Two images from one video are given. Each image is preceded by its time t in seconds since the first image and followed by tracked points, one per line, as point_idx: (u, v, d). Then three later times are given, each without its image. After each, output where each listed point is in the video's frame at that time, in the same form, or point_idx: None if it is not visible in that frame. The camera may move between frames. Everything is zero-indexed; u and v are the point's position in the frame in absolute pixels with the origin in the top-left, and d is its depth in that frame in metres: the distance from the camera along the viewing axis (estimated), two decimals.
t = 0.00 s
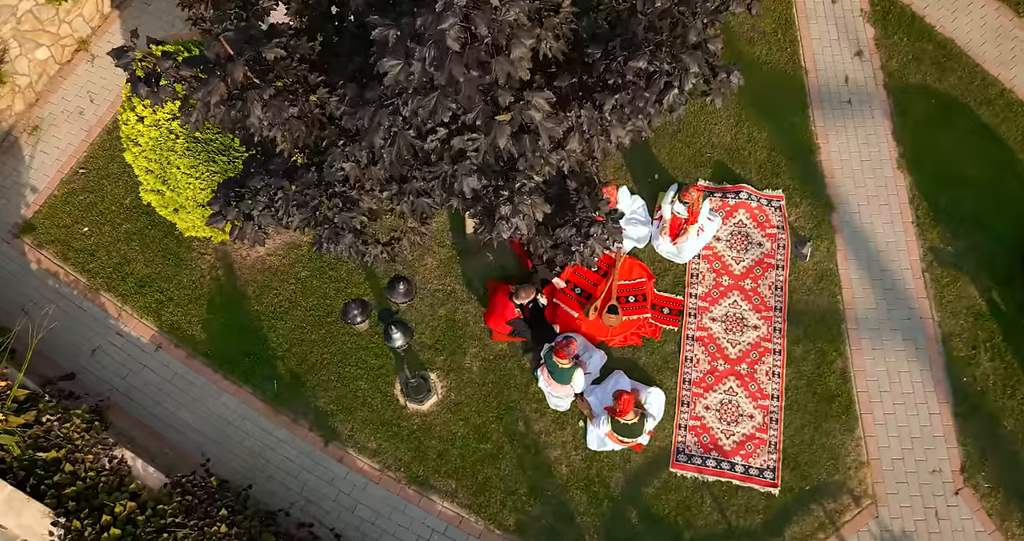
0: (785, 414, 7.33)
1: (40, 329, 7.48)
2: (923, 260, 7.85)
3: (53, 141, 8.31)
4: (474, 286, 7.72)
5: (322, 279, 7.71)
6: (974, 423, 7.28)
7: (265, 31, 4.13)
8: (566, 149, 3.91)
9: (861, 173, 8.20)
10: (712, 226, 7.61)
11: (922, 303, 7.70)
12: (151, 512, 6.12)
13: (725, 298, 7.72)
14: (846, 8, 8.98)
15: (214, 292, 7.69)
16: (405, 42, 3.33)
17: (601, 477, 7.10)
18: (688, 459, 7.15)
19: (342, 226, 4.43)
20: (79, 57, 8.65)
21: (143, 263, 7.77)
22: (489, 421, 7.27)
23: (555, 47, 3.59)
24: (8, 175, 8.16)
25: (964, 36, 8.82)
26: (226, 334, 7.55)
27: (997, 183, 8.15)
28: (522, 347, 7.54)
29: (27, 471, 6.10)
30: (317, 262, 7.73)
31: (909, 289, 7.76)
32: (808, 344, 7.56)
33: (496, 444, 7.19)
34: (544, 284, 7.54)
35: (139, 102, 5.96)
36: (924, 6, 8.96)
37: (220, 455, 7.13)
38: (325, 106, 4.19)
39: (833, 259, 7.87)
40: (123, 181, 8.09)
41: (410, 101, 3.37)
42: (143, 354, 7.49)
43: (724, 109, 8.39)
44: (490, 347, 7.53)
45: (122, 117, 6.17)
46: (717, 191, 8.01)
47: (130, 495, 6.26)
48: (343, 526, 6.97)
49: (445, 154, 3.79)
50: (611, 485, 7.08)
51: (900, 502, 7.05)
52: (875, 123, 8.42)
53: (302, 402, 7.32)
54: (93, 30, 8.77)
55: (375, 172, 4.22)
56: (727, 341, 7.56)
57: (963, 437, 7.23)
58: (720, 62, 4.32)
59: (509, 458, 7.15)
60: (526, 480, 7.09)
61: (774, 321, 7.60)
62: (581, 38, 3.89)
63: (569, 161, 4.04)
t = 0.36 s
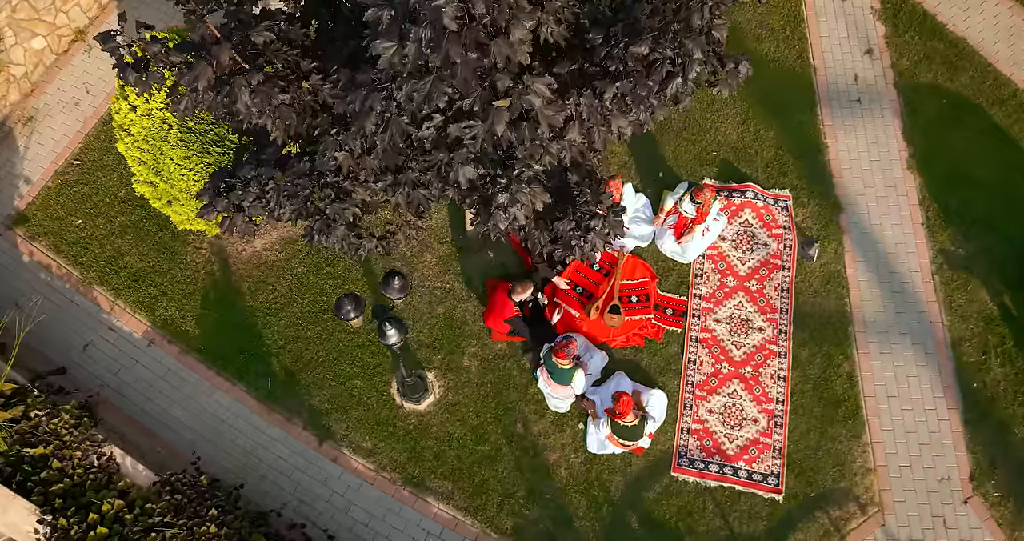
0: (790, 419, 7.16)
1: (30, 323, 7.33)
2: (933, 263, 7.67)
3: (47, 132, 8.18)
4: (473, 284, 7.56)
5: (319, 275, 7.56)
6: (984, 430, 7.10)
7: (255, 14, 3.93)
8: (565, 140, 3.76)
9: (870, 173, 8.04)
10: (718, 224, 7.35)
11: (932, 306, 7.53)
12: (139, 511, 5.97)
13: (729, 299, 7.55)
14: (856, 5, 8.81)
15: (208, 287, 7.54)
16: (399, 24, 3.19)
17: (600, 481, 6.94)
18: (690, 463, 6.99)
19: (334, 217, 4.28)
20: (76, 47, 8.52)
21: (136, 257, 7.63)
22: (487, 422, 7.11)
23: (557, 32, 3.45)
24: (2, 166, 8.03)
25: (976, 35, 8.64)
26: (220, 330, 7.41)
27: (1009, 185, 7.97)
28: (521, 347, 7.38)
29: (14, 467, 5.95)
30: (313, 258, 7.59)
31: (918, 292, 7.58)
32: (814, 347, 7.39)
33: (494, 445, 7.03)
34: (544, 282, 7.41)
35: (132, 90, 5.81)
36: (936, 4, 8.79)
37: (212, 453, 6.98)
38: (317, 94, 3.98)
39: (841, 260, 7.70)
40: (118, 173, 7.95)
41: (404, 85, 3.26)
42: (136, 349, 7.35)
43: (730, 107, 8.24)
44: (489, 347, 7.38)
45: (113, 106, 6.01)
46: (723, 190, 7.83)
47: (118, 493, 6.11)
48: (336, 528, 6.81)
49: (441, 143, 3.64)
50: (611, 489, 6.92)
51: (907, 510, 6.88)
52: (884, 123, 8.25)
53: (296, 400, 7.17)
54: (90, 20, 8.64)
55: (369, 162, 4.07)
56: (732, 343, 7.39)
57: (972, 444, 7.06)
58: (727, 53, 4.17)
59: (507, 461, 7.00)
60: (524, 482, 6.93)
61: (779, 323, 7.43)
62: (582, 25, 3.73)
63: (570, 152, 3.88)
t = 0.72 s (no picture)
0: (795, 427, 6.98)
1: (19, 320, 7.20)
2: (942, 269, 7.51)
3: (42, 127, 8.06)
4: (472, 286, 7.41)
5: (315, 275, 7.42)
6: (994, 441, 6.92)
7: None
8: (565, 130, 3.64)
9: (878, 177, 7.88)
10: (724, 228, 7.19)
11: (941, 314, 7.36)
12: (125, 513, 5.81)
13: (734, 304, 7.39)
14: (865, 7, 8.67)
15: (202, 286, 7.40)
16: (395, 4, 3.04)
17: (600, 489, 6.77)
18: (692, 472, 6.81)
19: (325, 211, 4.14)
20: (73, 41, 8.40)
21: (130, 253, 7.50)
22: (484, 427, 6.95)
23: (558, 19, 3.32)
24: None
25: (988, 38, 8.48)
26: (213, 329, 7.26)
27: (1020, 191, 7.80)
28: (520, 350, 7.22)
29: None
30: (309, 257, 7.44)
31: (928, 300, 7.41)
32: (820, 354, 7.22)
33: (491, 451, 6.87)
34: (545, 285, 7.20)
35: (125, 81, 5.69)
36: (947, 7, 8.63)
37: (202, 455, 6.83)
38: (309, 84, 3.88)
39: (848, 266, 7.53)
40: (114, 169, 7.82)
41: (399, 69, 3.13)
42: (127, 348, 7.20)
43: (737, 108, 8.09)
44: (487, 350, 7.22)
45: (106, 99, 5.89)
46: (728, 193, 7.69)
47: (104, 494, 5.94)
48: (328, 533, 6.65)
49: (435, 132, 3.49)
50: (610, 497, 6.75)
51: (915, 522, 6.70)
52: (894, 126, 8.10)
53: (290, 401, 7.02)
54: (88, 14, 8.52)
55: (361, 153, 3.92)
56: (735, 349, 7.23)
57: (982, 456, 6.87)
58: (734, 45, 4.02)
59: (504, 466, 6.83)
60: (522, 489, 6.76)
61: (785, 329, 7.27)
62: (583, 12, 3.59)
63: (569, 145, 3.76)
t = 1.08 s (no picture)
0: (800, 439, 6.80)
1: (7, 319, 7.06)
2: (952, 279, 7.34)
3: (37, 124, 7.94)
4: (471, 290, 7.26)
5: (310, 277, 7.28)
6: (1004, 455, 6.73)
7: None
8: (563, 125, 3.53)
9: (886, 184, 7.72)
10: (727, 235, 7.04)
11: (950, 324, 7.18)
12: (109, 518, 5.63)
13: (737, 311, 7.22)
14: (874, 12, 8.53)
15: (195, 287, 7.26)
16: None
17: (598, 499, 6.59)
18: (693, 484, 6.64)
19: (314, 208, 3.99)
20: (70, 38, 8.30)
21: (122, 253, 7.36)
22: (480, 434, 6.78)
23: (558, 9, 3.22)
24: None
25: (999, 45, 8.34)
26: (206, 331, 7.11)
27: None
28: (519, 357, 7.07)
29: None
30: (305, 258, 7.30)
31: (936, 310, 7.24)
32: (826, 364, 7.04)
33: (487, 459, 6.70)
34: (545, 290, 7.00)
35: (116, 75, 5.54)
36: (957, 13, 8.50)
37: (191, 460, 6.67)
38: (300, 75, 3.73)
39: (855, 274, 7.36)
40: (108, 167, 7.70)
41: (386, 56, 3.04)
42: (117, 349, 7.05)
43: (742, 113, 7.95)
44: (484, 356, 7.06)
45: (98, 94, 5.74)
46: (733, 198, 7.52)
47: (88, 499, 5.76)
48: None
49: (426, 124, 3.38)
50: (609, 508, 6.57)
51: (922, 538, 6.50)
52: (902, 132, 7.94)
53: (282, 406, 6.86)
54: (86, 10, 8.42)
55: (352, 148, 3.79)
56: (739, 358, 7.06)
57: (992, 471, 6.68)
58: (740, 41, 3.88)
59: (500, 476, 6.66)
60: (518, 499, 6.59)
61: (790, 338, 7.10)
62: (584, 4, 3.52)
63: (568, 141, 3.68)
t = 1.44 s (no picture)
0: (805, 451, 6.61)
1: None
2: (962, 289, 7.16)
3: (31, 121, 7.82)
4: (469, 295, 7.11)
5: (306, 279, 7.13)
6: (1016, 471, 6.53)
7: None
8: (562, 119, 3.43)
9: (896, 191, 7.55)
10: (732, 240, 6.89)
11: (960, 335, 7.00)
12: (93, 524, 5.44)
13: (742, 320, 7.05)
14: (884, 17, 8.39)
15: (188, 288, 7.12)
16: None
17: (597, 511, 6.41)
18: (695, 496, 6.45)
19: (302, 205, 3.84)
20: (68, 35, 8.21)
21: (115, 253, 7.22)
22: (477, 443, 6.61)
23: None
24: None
25: (1011, 51, 8.18)
26: (199, 333, 6.96)
27: None
28: (517, 364, 6.91)
29: None
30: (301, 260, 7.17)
31: (946, 320, 7.06)
32: (832, 375, 6.86)
33: (483, 468, 6.53)
34: (545, 295, 6.91)
35: (107, 69, 5.39)
36: (968, 18, 8.35)
37: (179, 465, 6.49)
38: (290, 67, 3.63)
39: (863, 283, 7.19)
40: (103, 165, 7.58)
41: (373, 43, 3.00)
42: (107, 351, 6.90)
43: (748, 118, 7.81)
44: (482, 362, 6.90)
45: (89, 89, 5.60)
46: (739, 204, 7.37)
47: (73, 504, 5.57)
48: None
49: (416, 116, 3.36)
50: (607, 520, 6.39)
51: None
52: (912, 139, 7.78)
53: (274, 411, 6.70)
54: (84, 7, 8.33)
55: (342, 142, 3.66)
56: (743, 367, 6.88)
57: (1003, 487, 6.48)
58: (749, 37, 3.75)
59: (497, 485, 6.48)
60: (515, 510, 6.41)
61: (795, 348, 6.91)
62: None
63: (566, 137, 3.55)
